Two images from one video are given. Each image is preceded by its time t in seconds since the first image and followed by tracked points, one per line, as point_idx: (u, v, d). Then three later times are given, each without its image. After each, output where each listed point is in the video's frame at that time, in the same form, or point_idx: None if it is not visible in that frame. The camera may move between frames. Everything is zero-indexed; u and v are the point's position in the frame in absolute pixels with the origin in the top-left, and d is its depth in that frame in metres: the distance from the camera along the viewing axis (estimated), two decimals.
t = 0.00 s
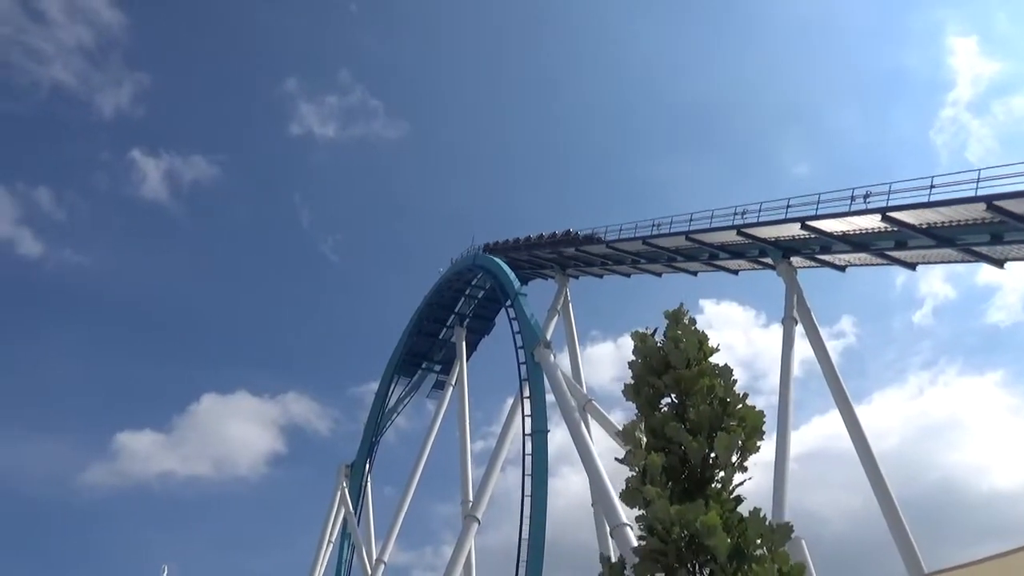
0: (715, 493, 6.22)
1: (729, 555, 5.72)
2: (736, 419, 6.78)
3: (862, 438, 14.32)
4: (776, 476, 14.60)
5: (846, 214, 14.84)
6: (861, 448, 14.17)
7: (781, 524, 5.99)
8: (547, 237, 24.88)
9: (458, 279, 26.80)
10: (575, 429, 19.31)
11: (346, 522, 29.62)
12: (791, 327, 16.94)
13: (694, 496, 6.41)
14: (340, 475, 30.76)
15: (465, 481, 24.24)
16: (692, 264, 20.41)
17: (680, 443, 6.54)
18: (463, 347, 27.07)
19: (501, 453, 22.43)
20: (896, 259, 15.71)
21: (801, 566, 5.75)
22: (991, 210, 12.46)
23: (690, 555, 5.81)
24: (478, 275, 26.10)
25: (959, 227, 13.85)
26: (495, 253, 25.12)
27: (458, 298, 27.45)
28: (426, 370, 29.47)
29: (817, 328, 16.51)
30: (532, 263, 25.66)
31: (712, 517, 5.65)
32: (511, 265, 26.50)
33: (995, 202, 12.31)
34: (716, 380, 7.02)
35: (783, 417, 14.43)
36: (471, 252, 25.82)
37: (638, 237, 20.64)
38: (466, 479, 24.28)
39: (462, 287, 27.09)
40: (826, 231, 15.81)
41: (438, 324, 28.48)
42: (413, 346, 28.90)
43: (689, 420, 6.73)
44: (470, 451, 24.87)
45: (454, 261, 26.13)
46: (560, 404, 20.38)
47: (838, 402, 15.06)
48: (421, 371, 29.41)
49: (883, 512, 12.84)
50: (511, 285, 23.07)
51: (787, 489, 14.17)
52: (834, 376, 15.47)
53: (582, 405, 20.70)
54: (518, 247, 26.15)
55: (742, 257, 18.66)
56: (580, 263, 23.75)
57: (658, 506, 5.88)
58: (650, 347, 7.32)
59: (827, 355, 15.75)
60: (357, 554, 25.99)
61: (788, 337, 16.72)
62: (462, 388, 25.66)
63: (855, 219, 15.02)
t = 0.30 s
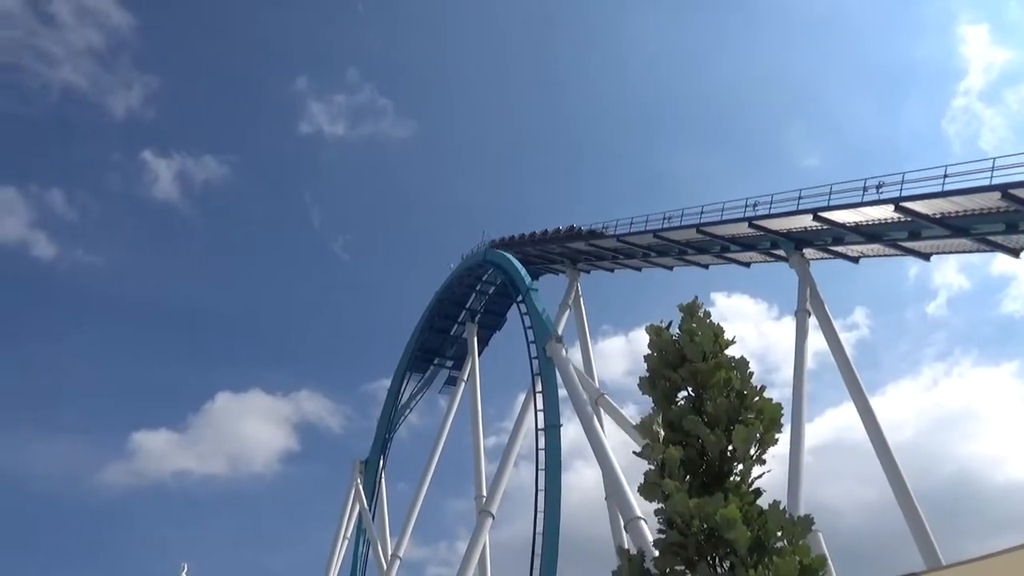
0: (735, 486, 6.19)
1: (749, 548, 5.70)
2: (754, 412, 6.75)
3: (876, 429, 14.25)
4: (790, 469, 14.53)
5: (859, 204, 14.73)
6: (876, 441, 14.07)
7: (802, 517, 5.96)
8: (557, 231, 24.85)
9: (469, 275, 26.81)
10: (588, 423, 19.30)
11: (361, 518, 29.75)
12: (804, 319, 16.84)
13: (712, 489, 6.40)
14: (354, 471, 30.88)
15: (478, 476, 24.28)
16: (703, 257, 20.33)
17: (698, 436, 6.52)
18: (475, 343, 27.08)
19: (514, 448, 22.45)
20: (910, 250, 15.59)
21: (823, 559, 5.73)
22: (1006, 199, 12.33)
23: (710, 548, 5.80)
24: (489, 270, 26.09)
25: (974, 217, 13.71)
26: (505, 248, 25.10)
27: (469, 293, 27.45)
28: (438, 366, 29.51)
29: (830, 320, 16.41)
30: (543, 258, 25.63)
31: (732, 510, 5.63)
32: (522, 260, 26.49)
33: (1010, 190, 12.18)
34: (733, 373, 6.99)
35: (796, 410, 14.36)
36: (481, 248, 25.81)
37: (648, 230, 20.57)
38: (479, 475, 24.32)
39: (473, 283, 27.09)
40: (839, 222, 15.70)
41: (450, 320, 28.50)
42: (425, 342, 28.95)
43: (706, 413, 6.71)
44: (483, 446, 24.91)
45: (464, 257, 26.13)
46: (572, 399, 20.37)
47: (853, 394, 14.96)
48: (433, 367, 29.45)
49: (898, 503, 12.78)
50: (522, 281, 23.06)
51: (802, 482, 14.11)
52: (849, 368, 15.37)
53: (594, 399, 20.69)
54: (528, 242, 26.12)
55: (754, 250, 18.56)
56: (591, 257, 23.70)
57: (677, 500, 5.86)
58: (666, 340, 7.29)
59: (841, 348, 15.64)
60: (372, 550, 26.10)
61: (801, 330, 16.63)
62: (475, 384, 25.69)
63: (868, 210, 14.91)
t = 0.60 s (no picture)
0: (744, 480, 6.18)
1: (759, 542, 5.69)
2: (765, 406, 6.74)
3: (887, 424, 14.19)
4: (799, 464, 14.49)
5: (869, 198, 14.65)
6: (887, 436, 14.01)
7: (813, 511, 5.93)
8: (566, 225, 24.82)
9: (477, 269, 26.82)
10: (596, 417, 19.30)
11: (370, 512, 29.87)
12: (814, 313, 16.78)
13: (723, 483, 6.39)
14: (364, 465, 30.98)
15: (487, 470, 24.33)
16: (712, 251, 20.27)
17: (708, 430, 6.51)
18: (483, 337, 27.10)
19: (523, 442, 22.48)
20: (920, 244, 15.49)
21: (833, 554, 5.71)
22: (1018, 192, 12.24)
23: (720, 542, 5.80)
24: (497, 265, 26.08)
25: (985, 210, 13.62)
26: (513, 243, 25.09)
27: (478, 288, 27.46)
28: (446, 360, 29.55)
29: (840, 313, 16.34)
30: (551, 252, 25.61)
31: (742, 504, 5.63)
32: (530, 254, 26.47)
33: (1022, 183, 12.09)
34: (743, 367, 6.97)
35: (806, 404, 14.32)
36: (490, 242, 25.82)
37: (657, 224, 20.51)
38: (488, 469, 24.37)
39: (481, 277, 27.10)
40: (849, 216, 15.63)
41: (458, 315, 28.52)
42: (433, 337, 28.99)
43: (717, 406, 6.70)
44: (491, 440, 24.96)
45: (473, 251, 26.14)
46: (581, 393, 20.36)
47: (863, 389, 14.91)
48: (442, 361, 29.49)
49: (908, 498, 12.73)
50: (530, 275, 23.05)
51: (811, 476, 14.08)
52: (858, 362, 15.32)
53: (602, 393, 20.71)
54: (537, 236, 26.10)
55: (763, 243, 18.50)
56: (600, 252, 23.67)
57: (687, 493, 5.86)
58: (677, 334, 7.28)
59: (851, 341, 15.58)
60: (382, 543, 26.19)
61: (811, 324, 16.57)
62: (483, 378, 25.72)
63: (878, 203, 14.82)
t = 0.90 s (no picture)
0: (753, 474, 6.19)
1: (767, 536, 5.70)
2: (774, 401, 6.74)
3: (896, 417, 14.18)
4: (808, 457, 14.49)
5: (881, 190, 14.57)
6: (897, 429, 13.98)
7: (821, 505, 5.93)
8: (575, 218, 24.79)
9: (486, 262, 26.84)
10: (605, 410, 19.32)
11: (379, 503, 30.02)
12: (824, 306, 16.73)
13: (731, 477, 6.40)
14: (373, 457, 31.12)
15: (495, 462, 24.41)
16: (721, 244, 20.21)
17: (717, 424, 6.52)
18: (492, 329, 27.13)
19: (531, 434, 22.53)
20: (932, 237, 15.41)
21: (841, 548, 5.71)
22: None
23: (728, 536, 5.81)
24: (506, 257, 26.09)
25: (998, 203, 13.53)
26: (522, 235, 25.07)
27: (486, 280, 27.49)
28: (455, 352, 29.61)
29: (850, 307, 16.28)
30: (560, 244, 25.59)
31: (750, 499, 5.64)
32: (539, 246, 26.46)
33: None
34: (753, 361, 6.97)
35: (815, 397, 14.30)
36: (499, 234, 25.83)
37: (666, 217, 20.46)
38: (496, 461, 24.44)
39: (490, 269, 27.12)
40: (860, 209, 15.55)
41: (467, 307, 28.55)
42: (442, 329, 29.05)
43: (726, 401, 6.70)
44: (499, 432, 25.02)
45: (482, 243, 26.16)
46: (590, 386, 20.36)
47: (873, 382, 14.87)
48: (451, 353, 29.55)
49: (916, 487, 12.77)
50: (539, 267, 23.04)
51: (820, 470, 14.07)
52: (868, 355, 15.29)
53: (611, 385, 20.74)
54: (546, 228, 26.08)
55: (773, 236, 18.43)
56: (609, 244, 23.63)
57: (695, 487, 5.88)
58: (686, 328, 7.28)
59: (861, 335, 15.54)
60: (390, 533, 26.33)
61: (821, 317, 16.52)
62: (491, 370, 25.76)
63: (889, 196, 14.74)
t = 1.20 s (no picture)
0: (763, 464, 6.21)
1: (778, 525, 5.73)
2: (784, 391, 6.75)
3: (906, 409, 14.16)
4: (817, 449, 14.49)
5: (892, 181, 14.49)
6: (906, 423, 13.94)
7: (832, 496, 5.94)
8: (584, 209, 24.77)
9: (495, 252, 26.86)
10: (613, 401, 19.35)
11: (387, 492, 30.21)
12: (834, 298, 16.68)
13: (742, 467, 6.42)
14: (381, 446, 31.28)
15: (503, 452, 24.51)
16: (731, 235, 20.16)
17: (728, 414, 6.54)
18: (500, 320, 27.17)
19: (539, 425, 22.59)
20: (944, 229, 15.32)
21: (851, 538, 5.74)
22: None
23: (739, 525, 5.84)
24: (515, 248, 26.10)
25: (1011, 195, 13.43)
26: (531, 226, 25.07)
27: (495, 271, 27.52)
28: (463, 343, 29.68)
29: (860, 299, 16.22)
30: (569, 235, 25.57)
31: (761, 489, 5.66)
32: (548, 237, 26.46)
33: None
34: (763, 352, 6.98)
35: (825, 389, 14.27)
36: (508, 225, 25.83)
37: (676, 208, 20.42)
38: (504, 451, 24.54)
39: (499, 260, 27.14)
40: (871, 200, 15.47)
41: (475, 298, 28.60)
42: (450, 320, 29.12)
43: (737, 391, 6.72)
44: (508, 422, 25.11)
45: (491, 234, 26.18)
46: (598, 377, 20.38)
47: (883, 375, 14.84)
48: (459, 344, 29.62)
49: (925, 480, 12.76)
50: (548, 258, 23.05)
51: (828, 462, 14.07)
52: (878, 347, 15.26)
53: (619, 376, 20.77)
54: (555, 219, 26.07)
55: (783, 228, 18.37)
56: (618, 235, 23.60)
57: (706, 477, 5.90)
58: (696, 319, 7.29)
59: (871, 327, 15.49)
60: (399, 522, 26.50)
61: (831, 309, 16.48)
62: (500, 361, 25.82)
63: (901, 187, 14.66)
